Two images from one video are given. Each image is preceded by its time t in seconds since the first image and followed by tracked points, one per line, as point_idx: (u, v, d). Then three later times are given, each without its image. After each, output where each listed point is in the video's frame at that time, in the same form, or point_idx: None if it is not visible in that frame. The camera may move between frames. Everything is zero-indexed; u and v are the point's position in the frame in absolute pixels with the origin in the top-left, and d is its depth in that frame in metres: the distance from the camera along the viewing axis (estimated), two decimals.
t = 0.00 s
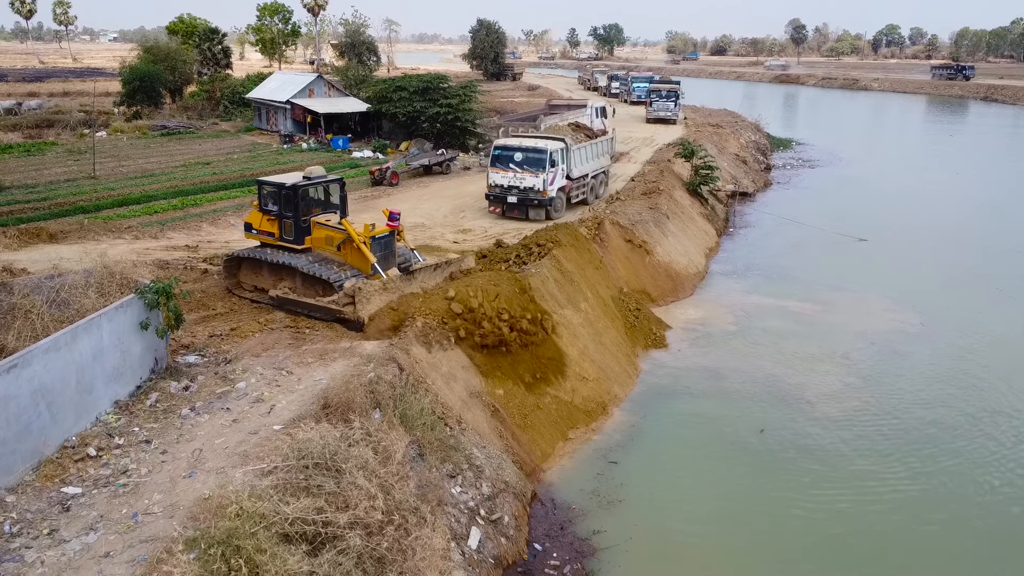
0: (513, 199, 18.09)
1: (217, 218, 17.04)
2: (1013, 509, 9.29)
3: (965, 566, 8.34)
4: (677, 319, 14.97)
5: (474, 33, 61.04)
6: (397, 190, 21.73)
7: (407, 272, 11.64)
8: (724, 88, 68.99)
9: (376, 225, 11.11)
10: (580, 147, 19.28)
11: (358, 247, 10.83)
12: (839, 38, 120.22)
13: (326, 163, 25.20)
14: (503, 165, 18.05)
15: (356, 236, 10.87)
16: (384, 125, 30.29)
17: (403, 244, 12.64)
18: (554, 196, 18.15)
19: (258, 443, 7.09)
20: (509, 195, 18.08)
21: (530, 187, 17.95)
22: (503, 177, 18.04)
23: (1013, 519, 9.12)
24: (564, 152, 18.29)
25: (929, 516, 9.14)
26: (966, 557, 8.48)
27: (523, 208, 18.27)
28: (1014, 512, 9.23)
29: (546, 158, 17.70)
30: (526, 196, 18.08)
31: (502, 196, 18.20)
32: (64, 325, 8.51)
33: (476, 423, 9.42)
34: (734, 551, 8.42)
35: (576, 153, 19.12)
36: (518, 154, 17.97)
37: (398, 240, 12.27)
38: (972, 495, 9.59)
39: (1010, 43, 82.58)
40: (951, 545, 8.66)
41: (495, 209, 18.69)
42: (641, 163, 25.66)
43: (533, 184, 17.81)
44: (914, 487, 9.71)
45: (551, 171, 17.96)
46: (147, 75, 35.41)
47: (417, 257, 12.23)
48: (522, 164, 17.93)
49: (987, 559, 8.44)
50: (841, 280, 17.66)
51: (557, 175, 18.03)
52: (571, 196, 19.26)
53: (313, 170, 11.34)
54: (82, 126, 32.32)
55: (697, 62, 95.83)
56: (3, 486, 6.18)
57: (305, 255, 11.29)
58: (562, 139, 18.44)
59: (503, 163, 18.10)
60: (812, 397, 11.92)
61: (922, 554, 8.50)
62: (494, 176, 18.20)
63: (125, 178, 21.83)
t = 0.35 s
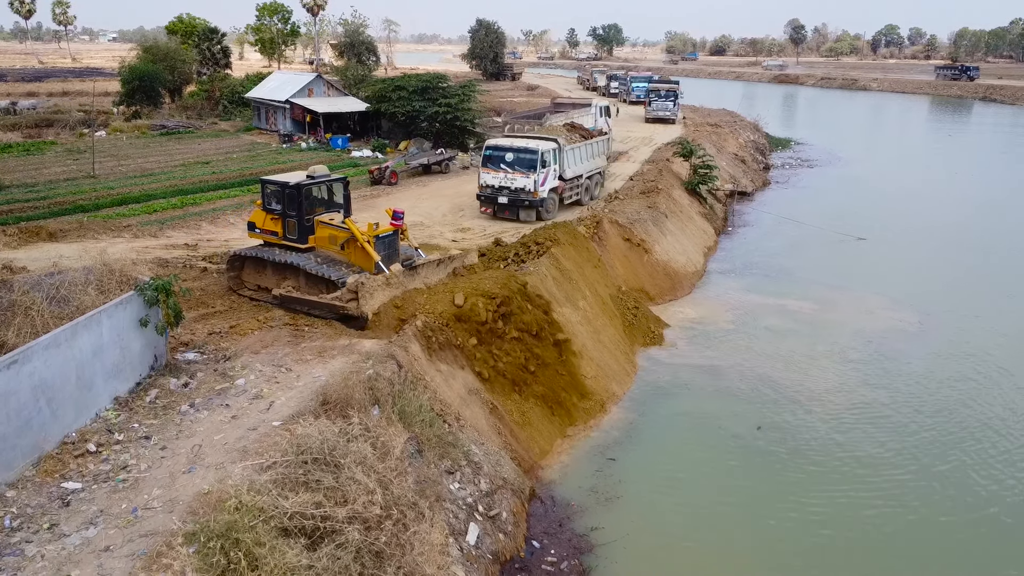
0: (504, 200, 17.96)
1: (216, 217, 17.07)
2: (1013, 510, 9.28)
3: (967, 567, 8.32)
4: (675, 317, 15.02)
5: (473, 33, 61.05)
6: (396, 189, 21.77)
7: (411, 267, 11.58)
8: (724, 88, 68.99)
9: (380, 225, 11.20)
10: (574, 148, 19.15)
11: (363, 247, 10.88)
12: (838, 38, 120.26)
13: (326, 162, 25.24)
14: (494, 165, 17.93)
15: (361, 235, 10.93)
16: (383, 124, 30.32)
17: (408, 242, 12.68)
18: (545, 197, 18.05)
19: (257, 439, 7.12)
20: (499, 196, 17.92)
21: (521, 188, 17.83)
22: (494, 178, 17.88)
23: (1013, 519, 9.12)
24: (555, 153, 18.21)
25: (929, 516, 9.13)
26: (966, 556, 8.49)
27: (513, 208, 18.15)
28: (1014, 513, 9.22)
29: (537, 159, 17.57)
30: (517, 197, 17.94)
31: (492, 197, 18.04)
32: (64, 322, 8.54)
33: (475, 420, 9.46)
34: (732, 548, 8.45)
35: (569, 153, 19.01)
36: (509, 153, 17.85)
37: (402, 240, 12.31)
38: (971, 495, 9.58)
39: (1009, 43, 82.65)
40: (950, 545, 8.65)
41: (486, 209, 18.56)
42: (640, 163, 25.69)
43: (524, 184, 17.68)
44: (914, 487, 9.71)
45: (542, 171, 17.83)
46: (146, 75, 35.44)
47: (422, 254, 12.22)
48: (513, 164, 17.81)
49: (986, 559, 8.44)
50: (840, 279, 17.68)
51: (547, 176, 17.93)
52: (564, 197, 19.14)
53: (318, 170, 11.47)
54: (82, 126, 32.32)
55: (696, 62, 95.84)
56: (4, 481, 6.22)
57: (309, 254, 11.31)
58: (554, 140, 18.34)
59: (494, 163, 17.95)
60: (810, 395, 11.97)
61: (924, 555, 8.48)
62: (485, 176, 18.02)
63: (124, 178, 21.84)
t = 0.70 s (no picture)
0: (494, 199, 17.80)
1: (215, 215, 17.11)
2: (1012, 510, 9.27)
3: (965, 566, 8.32)
4: (674, 315, 15.05)
5: (472, 33, 61.07)
6: (396, 188, 21.81)
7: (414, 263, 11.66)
8: (723, 89, 69.00)
9: (384, 223, 11.37)
10: (566, 147, 19.07)
11: (368, 245, 11.02)
12: (837, 38, 120.30)
13: (325, 161, 25.26)
14: (485, 165, 17.79)
15: (366, 233, 11.08)
16: (383, 123, 30.33)
17: (411, 241, 12.80)
18: (536, 196, 17.84)
19: (256, 434, 7.15)
20: (490, 195, 17.75)
21: (512, 188, 17.65)
22: (484, 177, 17.73)
23: (1011, 519, 9.12)
24: (546, 153, 18.08)
25: (927, 515, 9.14)
26: (964, 556, 8.49)
27: (504, 208, 17.97)
28: (1013, 513, 9.22)
29: (528, 158, 17.43)
30: (508, 197, 17.75)
31: (483, 197, 17.87)
32: (64, 318, 8.57)
33: (473, 418, 9.49)
34: (730, 544, 8.48)
35: (562, 153, 18.90)
36: (500, 153, 17.74)
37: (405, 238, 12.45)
38: (969, 495, 9.58)
39: (1007, 43, 82.72)
40: (948, 544, 8.66)
41: (476, 209, 18.41)
42: (639, 162, 25.72)
43: (514, 184, 17.52)
44: (913, 486, 9.70)
45: (533, 170, 17.68)
46: (145, 74, 35.46)
47: (424, 252, 12.36)
48: (503, 164, 17.68)
49: (984, 558, 8.44)
50: (839, 278, 17.68)
51: (538, 175, 17.73)
52: (556, 197, 18.99)
53: (322, 167, 11.42)
54: (81, 125, 32.32)
55: (695, 62, 95.89)
56: (5, 475, 6.25)
57: (314, 252, 11.42)
58: (546, 139, 18.22)
59: (485, 163, 17.82)
60: (807, 392, 12.01)
61: (922, 554, 8.48)
62: (475, 176, 17.90)
63: (123, 177, 21.86)
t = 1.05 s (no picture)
0: (485, 199, 17.64)
1: (216, 213, 17.14)
2: (1013, 510, 9.24)
3: (966, 566, 8.30)
4: (673, 313, 15.09)
5: (471, 32, 61.09)
6: (395, 186, 21.86)
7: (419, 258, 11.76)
8: (723, 88, 69.01)
9: (388, 221, 11.47)
10: (558, 147, 18.85)
11: (372, 243, 11.10)
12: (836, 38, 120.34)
13: (325, 159, 25.29)
14: (475, 164, 17.58)
15: (370, 232, 11.19)
16: (382, 123, 30.35)
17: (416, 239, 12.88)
18: (526, 196, 17.62)
19: (257, 429, 7.18)
20: (480, 195, 17.61)
21: (502, 187, 17.46)
22: (475, 177, 17.57)
23: (1012, 518, 9.09)
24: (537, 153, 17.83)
25: (927, 514, 9.13)
26: (963, 554, 8.48)
27: (495, 208, 17.81)
28: (1013, 512, 9.20)
29: (518, 157, 17.18)
30: (498, 196, 17.58)
31: (474, 197, 17.73)
32: (65, 314, 8.60)
33: (472, 414, 9.52)
34: (729, 541, 8.51)
35: (554, 153, 18.68)
36: (490, 153, 17.47)
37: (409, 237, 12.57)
38: (970, 495, 9.54)
39: (1007, 43, 82.62)
40: (948, 544, 8.64)
41: (467, 209, 18.27)
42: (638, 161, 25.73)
43: (504, 183, 17.32)
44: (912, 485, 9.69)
45: (523, 169, 17.45)
46: (145, 73, 35.51)
47: (429, 249, 12.47)
48: (493, 164, 17.45)
49: (986, 559, 8.40)
50: (838, 277, 17.68)
51: (529, 174, 17.50)
52: (549, 197, 18.81)
53: (326, 165, 11.49)
54: (81, 124, 32.35)
55: (694, 62, 95.89)
56: (6, 470, 6.29)
57: (318, 251, 11.50)
58: (537, 139, 17.98)
59: (475, 162, 17.61)
60: (806, 390, 12.05)
61: (922, 553, 8.46)
62: (465, 175, 17.73)
63: (123, 175, 21.89)
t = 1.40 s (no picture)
0: (475, 199, 17.51)
1: (216, 211, 17.19)
2: (1013, 508, 9.24)
3: (965, 564, 8.30)
4: (672, 311, 15.14)
5: (471, 32, 61.12)
6: (395, 185, 21.91)
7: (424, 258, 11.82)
8: (723, 88, 69.03)
9: (393, 219, 11.47)
10: (551, 147, 18.63)
11: (377, 241, 11.11)
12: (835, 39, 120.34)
13: (325, 159, 25.34)
14: (465, 164, 17.42)
15: (375, 230, 11.18)
16: (382, 122, 30.40)
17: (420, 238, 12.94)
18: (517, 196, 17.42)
19: (257, 424, 7.22)
20: (471, 195, 17.47)
21: (492, 187, 17.29)
22: (465, 176, 17.38)
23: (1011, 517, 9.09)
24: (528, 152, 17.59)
25: (925, 512, 9.15)
26: (963, 552, 8.48)
27: (485, 208, 17.65)
28: (1013, 510, 9.20)
29: (508, 157, 16.97)
30: (489, 196, 17.41)
31: (464, 196, 17.58)
32: (67, 310, 8.64)
33: (471, 411, 9.57)
34: (727, 537, 8.54)
35: (546, 153, 18.46)
36: (480, 152, 17.25)
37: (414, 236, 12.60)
38: (970, 493, 9.54)
39: (1007, 43, 82.50)
40: (947, 541, 8.67)
41: (458, 209, 18.16)
42: (637, 160, 25.79)
43: (494, 183, 17.14)
44: (911, 483, 9.70)
45: (513, 169, 17.25)
46: (145, 73, 35.54)
47: (433, 248, 12.51)
48: (483, 163, 17.26)
49: (985, 558, 8.39)
50: (837, 276, 17.70)
51: (519, 174, 17.30)
52: (541, 197, 18.66)
53: (331, 163, 11.52)
54: (81, 124, 32.39)
55: (694, 62, 95.91)
56: (7, 464, 6.33)
57: (322, 249, 11.49)
58: (529, 138, 17.76)
59: (465, 162, 17.41)
60: (804, 387, 12.10)
61: (920, 551, 8.47)
62: (456, 175, 17.55)
63: (124, 174, 21.92)
